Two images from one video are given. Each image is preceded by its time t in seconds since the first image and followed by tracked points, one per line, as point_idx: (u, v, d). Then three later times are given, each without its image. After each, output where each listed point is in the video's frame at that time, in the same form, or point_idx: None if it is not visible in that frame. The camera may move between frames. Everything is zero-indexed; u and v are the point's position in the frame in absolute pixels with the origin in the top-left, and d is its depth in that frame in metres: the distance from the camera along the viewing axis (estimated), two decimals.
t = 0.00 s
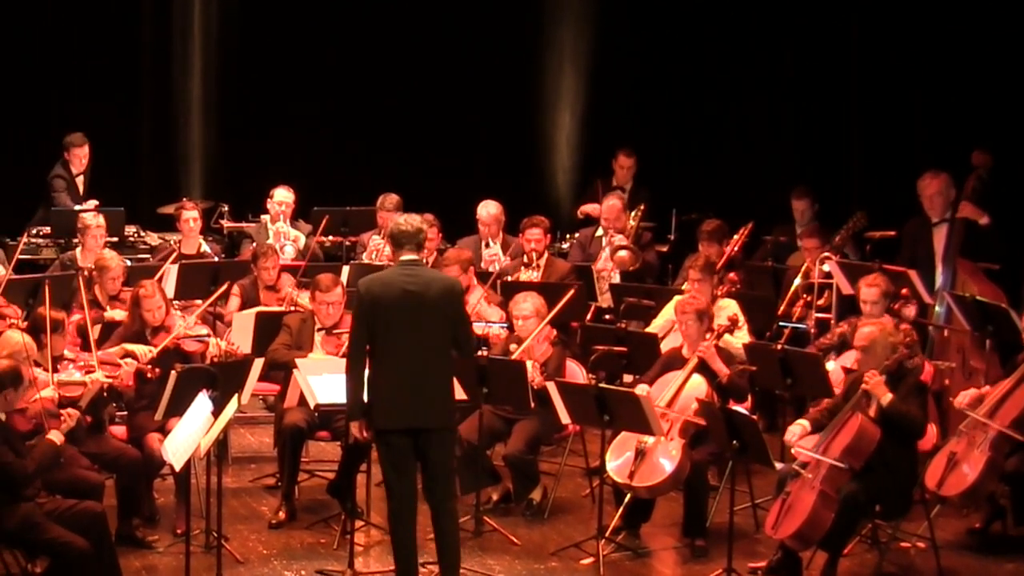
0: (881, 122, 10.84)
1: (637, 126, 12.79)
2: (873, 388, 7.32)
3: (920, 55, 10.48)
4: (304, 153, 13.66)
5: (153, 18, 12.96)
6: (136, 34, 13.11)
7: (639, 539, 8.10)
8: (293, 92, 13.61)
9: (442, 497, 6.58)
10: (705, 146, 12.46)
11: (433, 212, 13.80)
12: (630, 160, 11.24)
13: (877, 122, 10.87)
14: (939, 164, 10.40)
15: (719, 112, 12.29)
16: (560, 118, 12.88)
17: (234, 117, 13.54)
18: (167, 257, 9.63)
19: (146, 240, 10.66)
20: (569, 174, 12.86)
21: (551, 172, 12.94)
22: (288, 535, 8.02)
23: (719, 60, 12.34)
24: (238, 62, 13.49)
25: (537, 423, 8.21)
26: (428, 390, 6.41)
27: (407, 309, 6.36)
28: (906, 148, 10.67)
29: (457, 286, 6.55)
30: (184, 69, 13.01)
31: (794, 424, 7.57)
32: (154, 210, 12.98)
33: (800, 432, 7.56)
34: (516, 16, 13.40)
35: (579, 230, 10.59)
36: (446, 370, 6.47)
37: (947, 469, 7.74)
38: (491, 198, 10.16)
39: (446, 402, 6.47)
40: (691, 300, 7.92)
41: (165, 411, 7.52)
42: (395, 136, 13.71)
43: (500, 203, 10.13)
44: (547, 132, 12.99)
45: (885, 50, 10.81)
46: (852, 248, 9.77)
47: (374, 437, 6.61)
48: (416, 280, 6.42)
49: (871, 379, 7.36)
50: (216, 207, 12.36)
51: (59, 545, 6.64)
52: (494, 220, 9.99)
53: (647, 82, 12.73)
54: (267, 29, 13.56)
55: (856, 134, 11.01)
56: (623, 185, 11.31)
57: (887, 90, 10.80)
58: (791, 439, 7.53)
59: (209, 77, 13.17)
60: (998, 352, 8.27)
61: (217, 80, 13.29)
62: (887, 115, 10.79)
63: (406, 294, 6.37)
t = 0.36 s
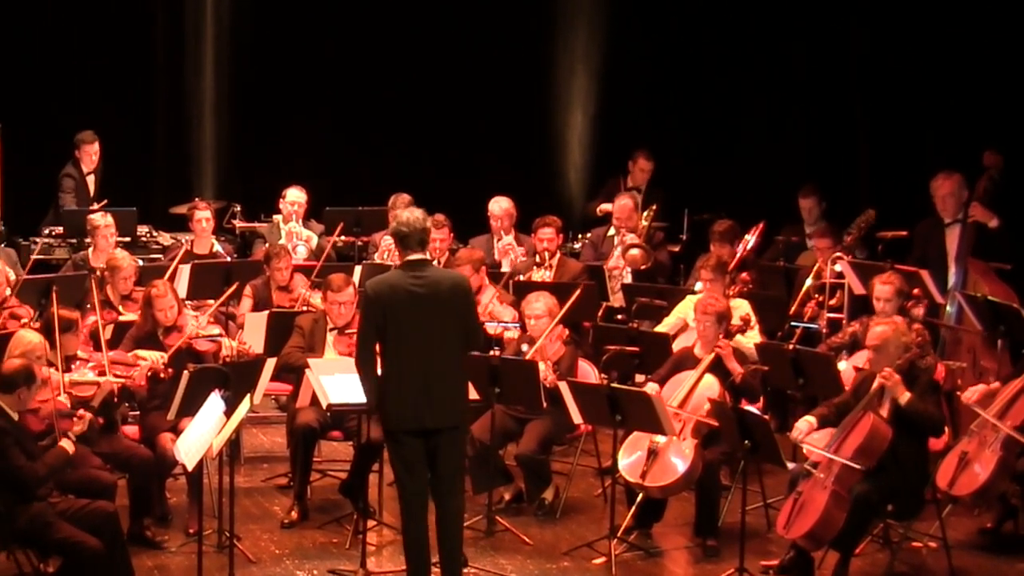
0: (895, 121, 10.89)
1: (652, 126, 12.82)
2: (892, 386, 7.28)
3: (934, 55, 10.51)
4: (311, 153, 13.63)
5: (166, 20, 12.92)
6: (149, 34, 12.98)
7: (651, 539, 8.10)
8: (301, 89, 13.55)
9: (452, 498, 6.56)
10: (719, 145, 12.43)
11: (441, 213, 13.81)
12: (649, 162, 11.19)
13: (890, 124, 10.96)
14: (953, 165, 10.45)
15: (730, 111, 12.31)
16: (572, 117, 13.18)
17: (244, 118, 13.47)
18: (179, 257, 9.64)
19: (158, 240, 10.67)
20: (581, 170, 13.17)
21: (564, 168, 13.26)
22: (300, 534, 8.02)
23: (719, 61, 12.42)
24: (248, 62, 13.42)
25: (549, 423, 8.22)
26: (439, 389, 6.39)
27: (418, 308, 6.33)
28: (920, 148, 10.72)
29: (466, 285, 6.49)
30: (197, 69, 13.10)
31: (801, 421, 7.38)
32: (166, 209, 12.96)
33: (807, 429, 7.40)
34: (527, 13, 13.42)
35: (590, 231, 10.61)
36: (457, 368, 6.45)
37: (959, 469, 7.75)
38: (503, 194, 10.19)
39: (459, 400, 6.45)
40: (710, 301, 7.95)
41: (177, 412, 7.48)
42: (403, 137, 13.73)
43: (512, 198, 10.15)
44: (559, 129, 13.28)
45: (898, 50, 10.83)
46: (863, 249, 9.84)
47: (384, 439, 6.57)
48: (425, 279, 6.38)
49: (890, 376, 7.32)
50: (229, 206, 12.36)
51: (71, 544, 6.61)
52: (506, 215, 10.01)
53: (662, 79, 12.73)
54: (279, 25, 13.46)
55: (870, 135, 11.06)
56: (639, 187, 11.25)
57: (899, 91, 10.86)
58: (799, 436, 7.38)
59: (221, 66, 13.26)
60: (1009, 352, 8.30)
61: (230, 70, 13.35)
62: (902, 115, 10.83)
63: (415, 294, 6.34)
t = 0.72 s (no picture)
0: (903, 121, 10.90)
1: (661, 126, 12.84)
2: (902, 388, 7.32)
3: (944, 54, 10.54)
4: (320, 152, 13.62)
5: (179, 20, 13.05)
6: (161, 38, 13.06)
7: (662, 538, 8.11)
8: (311, 90, 13.57)
9: (465, 500, 6.56)
10: (726, 142, 12.47)
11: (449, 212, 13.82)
12: (662, 163, 11.17)
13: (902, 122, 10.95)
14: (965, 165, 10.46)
15: (741, 110, 12.32)
16: (584, 117, 13.17)
17: (256, 119, 13.51)
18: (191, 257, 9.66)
19: (171, 240, 10.69)
20: (592, 173, 13.14)
21: (575, 169, 13.24)
22: (312, 534, 8.03)
23: (719, 59, 12.51)
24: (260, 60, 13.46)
25: (561, 423, 8.23)
26: (452, 390, 6.38)
27: (436, 310, 6.31)
28: (932, 147, 10.73)
29: (484, 294, 6.43)
30: (209, 72, 13.18)
31: (812, 419, 7.38)
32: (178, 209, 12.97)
33: (817, 426, 7.39)
34: (537, 14, 13.43)
35: (602, 231, 10.63)
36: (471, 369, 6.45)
37: (970, 468, 7.76)
38: (513, 194, 10.23)
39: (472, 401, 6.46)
40: (722, 301, 7.96)
41: (189, 411, 7.47)
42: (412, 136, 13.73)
43: (522, 198, 10.19)
44: (570, 129, 13.29)
45: (911, 49, 10.84)
46: (874, 248, 9.86)
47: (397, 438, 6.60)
48: (444, 279, 6.37)
49: (900, 378, 7.36)
50: (240, 206, 12.36)
51: (83, 544, 6.61)
52: (518, 213, 10.04)
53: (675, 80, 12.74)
54: (289, 28, 13.49)
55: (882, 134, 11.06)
56: (653, 188, 11.25)
57: (912, 90, 10.85)
58: (810, 434, 7.36)
59: (234, 80, 13.34)
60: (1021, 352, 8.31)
61: (243, 80, 13.42)
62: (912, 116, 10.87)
63: (434, 296, 6.32)
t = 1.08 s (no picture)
0: (916, 121, 10.96)
1: (670, 127, 12.84)
2: (916, 394, 7.35)
3: (959, 55, 10.58)
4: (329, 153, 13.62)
5: (191, 22, 13.06)
6: (172, 36, 13.11)
7: (674, 538, 8.12)
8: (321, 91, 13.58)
9: (477, 503, 6.54)
10: (740, 142, 12.48)
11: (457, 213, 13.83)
12: (672, 164, 11.18)
13: (914, 123, 10.97)
14: (976, 166, 10.49)
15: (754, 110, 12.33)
16: (596, 117, 13.12)
17: (270, 120, 13.52)
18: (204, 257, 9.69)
19: (183, 240, 10.69)
20: (603, 173, 13.12)
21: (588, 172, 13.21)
22: (325, 534, 8.04)
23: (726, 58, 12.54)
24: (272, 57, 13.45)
25: (573, 423, 8.24)
26: (457, 389, 6.38)
27: (440, 309, 6.33)
28: (944, 149, 10.76)
29: (495, 298, 6.38)
30: (222, 70, 13.19)
31: (833, 420, 7.39)
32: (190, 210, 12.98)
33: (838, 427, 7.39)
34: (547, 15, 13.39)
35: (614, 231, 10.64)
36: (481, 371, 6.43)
37: (982, 468, 7.76)
38: (525, 194, 10.17)
39: (479, 401, 6.45)
40: (732, 304, 7.89)
41: (202, 412, 7.46)
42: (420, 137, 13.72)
43: (534, 199, 10.16)
44: (585, 132, 13.21)
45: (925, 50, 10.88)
46: (886, 249, 9.89)
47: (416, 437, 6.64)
48: (457, 278, 6.38)
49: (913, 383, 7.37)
50: (252, 207, 12.39)
51: (96, 544, 6.62)
52: (529, 215, 10.00)
53: (692, 80, 12.71)
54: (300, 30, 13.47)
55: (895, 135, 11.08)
56: (664, 188, 11.25)
57: (925, 91, 10.88)
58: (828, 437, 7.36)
59: (247, 80, 13.35)
60: None
61: (255, 81, 13.43)
62: (924, 115, 10.90)
63: (442, 294, 6.34)
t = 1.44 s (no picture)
0: (926, 120, 10.97)
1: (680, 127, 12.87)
2: (927, 389, 7.30)
3: (969, 55, 10.60)
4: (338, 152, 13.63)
5: (202, 22, 13.04)
6: (184, 36, 13.22)
7: (686, 538, 8.12)
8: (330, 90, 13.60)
9: (492, 504, 6.52)
10: (752, 141, 12.49)
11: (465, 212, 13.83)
12: (681, 163, 11.18)
13: (924, 122, 10.98)
14: (988, 165, 10.51)
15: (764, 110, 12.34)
16: (609, 118, 12.76)
17: (282, 120, 13.43)
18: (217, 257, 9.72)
19: (195, 239, 10.73)
20: (616, 174, 12.77)
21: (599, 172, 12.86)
22: (337, 533, 8.04)
23: (736, 58, 12.55)
24: (284, 58, 13.34)
25: (585, 422, 8.25)
26: (468, 390, 6.37)
27: (449, 309, 6.34)
28: (955, 148, 10.77)
29: (503, 298, 6.35)
30: (235, 69, 13.04)
31: (818, 402, 7.41)
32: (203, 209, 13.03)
33: (823, 409, 7.41)
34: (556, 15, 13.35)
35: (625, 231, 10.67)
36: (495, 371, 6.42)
37: (993, 468, 7.77)
38: (537, 195, 10.22)
39: (493, 402, 6.43)
40: (743, 307, 7.91)
41: (214, 411, 7.47)
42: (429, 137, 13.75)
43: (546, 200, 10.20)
44: (595, 130, 12.88)
45: (935, 48, 10.90)
46: (898, 249, 9.93)
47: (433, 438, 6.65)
48: (467, 278, 6.39)
49: (924, 379, 7.34)
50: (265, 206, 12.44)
51: (107, 541, 6.62)
52: (541, 215, 10.04)
53: (704, 79, 12.68)
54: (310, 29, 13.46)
55: (905, 134, 11.08)
56: (676, 189, 11.26)
57: (935, 90, 10.89)
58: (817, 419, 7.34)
59: (259, 78, 13.16)
60: None
61: (267, 80, 13.27)
62: (935, 115, 10.91)
63: (453, 294, 6.35)
